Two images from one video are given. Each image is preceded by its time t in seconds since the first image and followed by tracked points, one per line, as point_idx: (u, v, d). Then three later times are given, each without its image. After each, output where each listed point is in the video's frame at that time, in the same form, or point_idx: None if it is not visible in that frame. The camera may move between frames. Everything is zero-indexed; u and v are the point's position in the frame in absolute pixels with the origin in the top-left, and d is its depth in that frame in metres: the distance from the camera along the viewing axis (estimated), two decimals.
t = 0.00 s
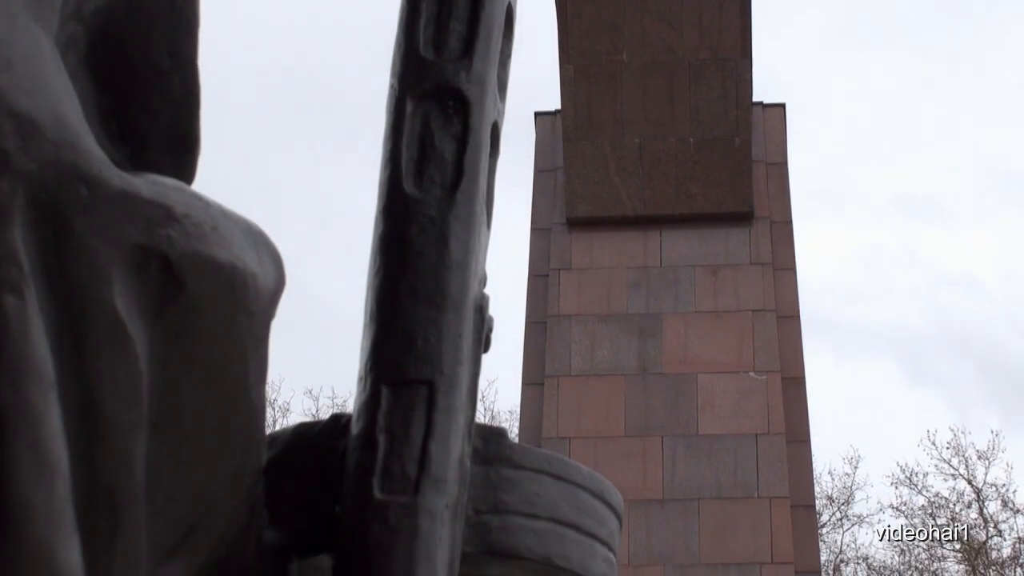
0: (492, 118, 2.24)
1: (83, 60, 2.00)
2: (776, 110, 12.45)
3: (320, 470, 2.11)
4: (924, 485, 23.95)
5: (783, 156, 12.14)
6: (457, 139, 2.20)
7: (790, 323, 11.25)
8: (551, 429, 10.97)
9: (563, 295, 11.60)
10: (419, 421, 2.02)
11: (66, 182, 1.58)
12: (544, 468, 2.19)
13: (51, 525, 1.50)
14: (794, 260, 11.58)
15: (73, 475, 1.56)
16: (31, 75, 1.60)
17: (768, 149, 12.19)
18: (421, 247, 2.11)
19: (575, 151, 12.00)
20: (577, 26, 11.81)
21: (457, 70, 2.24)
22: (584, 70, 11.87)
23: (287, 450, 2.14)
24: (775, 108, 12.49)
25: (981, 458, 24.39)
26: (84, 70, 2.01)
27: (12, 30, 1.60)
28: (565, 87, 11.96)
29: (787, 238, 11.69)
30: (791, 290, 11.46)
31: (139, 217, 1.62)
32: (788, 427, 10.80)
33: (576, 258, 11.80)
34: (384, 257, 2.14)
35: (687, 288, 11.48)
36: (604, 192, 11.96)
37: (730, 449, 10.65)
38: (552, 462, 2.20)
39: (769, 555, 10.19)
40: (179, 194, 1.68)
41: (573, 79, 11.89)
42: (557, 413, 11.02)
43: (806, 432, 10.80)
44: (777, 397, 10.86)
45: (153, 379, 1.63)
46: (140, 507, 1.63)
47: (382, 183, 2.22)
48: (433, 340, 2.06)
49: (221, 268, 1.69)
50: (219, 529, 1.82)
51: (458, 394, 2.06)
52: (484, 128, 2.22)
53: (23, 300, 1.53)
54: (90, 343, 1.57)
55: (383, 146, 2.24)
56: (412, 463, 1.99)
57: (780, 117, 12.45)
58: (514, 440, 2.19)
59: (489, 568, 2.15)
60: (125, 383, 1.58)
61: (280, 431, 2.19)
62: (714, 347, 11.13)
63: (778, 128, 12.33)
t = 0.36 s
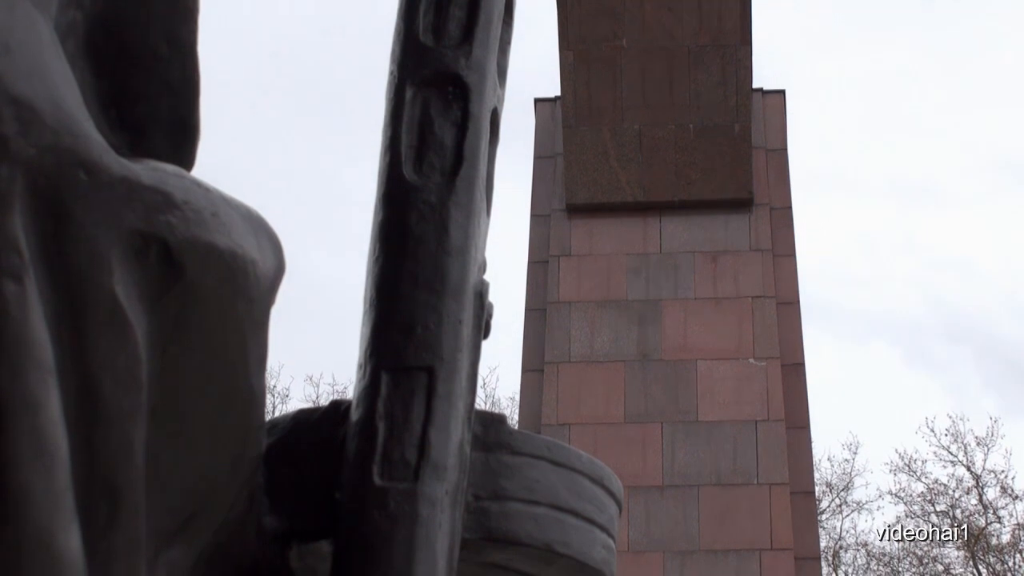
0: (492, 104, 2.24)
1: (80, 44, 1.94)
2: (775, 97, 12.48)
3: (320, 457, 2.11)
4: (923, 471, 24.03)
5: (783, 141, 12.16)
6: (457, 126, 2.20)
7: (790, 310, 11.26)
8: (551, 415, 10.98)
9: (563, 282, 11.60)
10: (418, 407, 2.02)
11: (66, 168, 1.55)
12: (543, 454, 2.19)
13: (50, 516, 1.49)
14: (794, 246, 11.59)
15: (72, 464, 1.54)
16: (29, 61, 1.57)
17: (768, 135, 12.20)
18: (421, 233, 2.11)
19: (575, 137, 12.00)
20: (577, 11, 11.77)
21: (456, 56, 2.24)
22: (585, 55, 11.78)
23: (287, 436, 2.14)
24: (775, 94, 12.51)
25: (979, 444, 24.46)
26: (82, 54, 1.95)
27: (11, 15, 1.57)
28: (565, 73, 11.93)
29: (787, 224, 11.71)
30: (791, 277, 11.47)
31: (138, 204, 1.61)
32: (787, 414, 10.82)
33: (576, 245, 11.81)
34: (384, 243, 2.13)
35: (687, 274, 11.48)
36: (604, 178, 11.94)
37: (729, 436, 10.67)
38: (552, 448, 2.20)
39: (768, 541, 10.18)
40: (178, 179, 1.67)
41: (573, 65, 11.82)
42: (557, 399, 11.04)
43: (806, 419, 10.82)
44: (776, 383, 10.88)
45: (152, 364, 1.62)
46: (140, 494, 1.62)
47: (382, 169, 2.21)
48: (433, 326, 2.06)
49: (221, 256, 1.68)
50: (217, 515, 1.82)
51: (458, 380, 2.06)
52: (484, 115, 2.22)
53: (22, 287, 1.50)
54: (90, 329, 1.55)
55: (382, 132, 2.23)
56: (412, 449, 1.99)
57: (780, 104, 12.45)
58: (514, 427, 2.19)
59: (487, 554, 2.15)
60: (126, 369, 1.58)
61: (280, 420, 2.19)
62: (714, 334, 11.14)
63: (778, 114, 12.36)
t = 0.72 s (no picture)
0: (491, 91, 2.23)
1: (80, 28, 1.92)
2: (775, 83, 12.46)
3: (320, 444, 2.11)
4: (922, 458, 24.08)
5: (782, 128, 12.15)
6: (457, 113, 2.19)
7: (790, 297, 11.26)
8: (550, 402, 11.00)
9: (563, 269, 11.58)
10: (418, 394, 2.01)
11: (66, 155, 1.55)
12: (543, 441, 2.19)
13: (50, 502, 1.49)
14: (793, 233, 11.59)
15: (72, 449, 1.54)
16: (29, 48, 1.56)
17: (768, 121, 12.18)
18: (421, 220, 2.11)
19: (575, 125, 11.99)
20: None
21: (456, 43, 2.23)
22: (584, 42, 11.76)
23: (286, 423, 2.14)
24: (775, 81, 12.50)
25: (978, 431, 24.52)
26: (81, 39, 1.94)
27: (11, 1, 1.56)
28: (564, 60, 11.90)
29: (787, 211, 11.70)
30: (790, 264, 11.47)
31: (138, 192, 1.60)
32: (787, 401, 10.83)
33: (575, 232, 11.79)
34: (384, 229, 2.13)
35: (686, 261, 11.48)
36: (604, 165, 11.92)
37: (729, 423, 10.68)
38: (552, 435, 2.20)
39: (768, 528, 10.20)
40: (177, 167, 1.67)
41: (572, 52, 11.80)
42: (557, 386, 11.05)
43: (806, 405, 10.83)
44: (776, 370, 10.89)
45: (153, 351, 1.62)
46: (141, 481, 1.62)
47: (381, 156, 2.21)
48: (433, 313, 2.05)
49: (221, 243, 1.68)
50: (217, 502, 1.82)
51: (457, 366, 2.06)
52: (483, 102, 2.22)
53: (21, 273, 1.50)
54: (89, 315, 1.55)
55: (382, 118, 2.23)
56: (411, 435, 1.99)
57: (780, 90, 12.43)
58: (513, 413, 2.19)
59: (488, 540, 2.15)
60: (126, 355, 1.57)
61: (279, 406, 2.19)
62: (713, 321, 11.14)
63: (778, 100, 12.35)
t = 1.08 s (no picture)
0: (491, 79, 2.23)
1: (80, 18, 1.94)
2: (775, 71, 12.45)
3: (321, 433, 2.11)
4: (922, 446, 24.12)
5: (782, 116, 12.15)
6: (457, 101, 2.19)
7: (790, 285, 11.26)
8: (550, 390, 11.00)
9: (563, 256, 11.57)
10: (418, 382, 2.01)
11: (66, 143, 1.55)
12: (543, 429, 2.19)
13: (50, 490, 1.49)
14: (793, 221, 11.59)
15: (72, 438, 1.54)
16: (29, 35, 1.54)
17: (768, 109, 12.18)
18: (420, 208, 2.11)
19: (575, 112, 11.98)
20: None
21: (456, 31, 2.23)
22: (584, 29, 11.75)
23: (286, 411, 2.14)
24: (774, 68, 12.49)
25: (977, 418, 24.56)
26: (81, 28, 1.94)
27: None
28: (564, 47, 11.90)
29: (787, 199, 11.70)
30: (790, 251, 11.46)
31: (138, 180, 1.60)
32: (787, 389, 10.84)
33: (575, 220, 11.78)
34: (383, 216, 2.13)
35: (686, 249, 11.48)
36: (604, 153, 11.92)
37: (729, 411, 10.69)
38: (552, 423, 2.21)
39: (768, 516, 10.23)
40: (177, 154, 1.67)
41: (573, 39, 11.79)
42: (557, 374, 11.05)
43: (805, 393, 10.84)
44: (775, 359, 10.90)
45: (152, 338, 1.62)
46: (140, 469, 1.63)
47: (381, 143, 2.21)
48: (433, 301, 2.06)
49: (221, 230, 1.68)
50: (217, 490, 1.83)
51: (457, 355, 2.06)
52: (483, 91, 2.21)
53: (20, 260, 1.49)
54: (88, 304, 1.55)
55: (382, 105, 2.23)
56: (411, 423, 1.99)
57: (779, 78, 12.42)
58: (512, 401, 2.19)
59: (488, 528, 2.16)
60: (126, 343, 1.58)
61: (280, 394, 2.19)
62: (713, 309, 11.14)
63: (778, 88, 12.34)
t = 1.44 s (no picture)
0: (491, 63, 2.22)
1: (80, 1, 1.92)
2: (775, 56, 12.43)
3: (321, 418, 2.11)
4: (920, 431, 24.17)
5: (782, 101, 12.13)
6: (457, 86, 2.19)
7: (790, 270, 11.25)
8: (551, 375, 11.01)
9: (563, 242, 11.56)
10: (417, 367, 2.01)
11: (65, 127, 1.54)
12: (543, 414, 2.20)
13: (49, 473, 1.49)
14: (793, 206, 11.58)
15: (72, 423, 1.54)
16: (27, 22, 1.53)
17: (768, 94, 12.17)
18: (420, 192, 2.11)
19: (574, 98, 11.99)
20: None
21: (457, 15, 2.23)
22: (584, 14, 11.77)
23: (286, 396, 2.14)
24: (774, 53, 12.47)
25: (976, 403, 24.61)
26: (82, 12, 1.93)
27: None
28: (564, 31, 11.91)
29: (787, 183, 11.69)
30: (790, 236, 11.45)
31: (137, 164, 1.60)
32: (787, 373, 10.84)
33: (576, 205, 11.76)
34: (383, 201, 2.13)
35: (686, 234, 11.47)
36: (604, 138, 11.90)
37: (729, 396, 10.70)
38: (552, 408, 2.21)
39: (768, 500, 10.23)
40: (177, 139, 1.67)
41: (573, 24, 11.81)
42: (557, 359, 11.05)
43: (806, 378, 10.85)
44: (775, 343, 10.90)
45: (152, 323, 1.62)
46: (140, 454, 1.63)
47: (381, 128, 2.21)
48: (433, 285, 2.06)
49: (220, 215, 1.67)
50: (217, 475, 1.83)
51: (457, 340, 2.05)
52: (483, 75, 2.21)
53: (20, 245, 1.49)
54: (88, 288, 1.55)
55: (382, 90, 2.23)
56: (411, 407, 1.99)
57: (779, 63, 12.42)
58: (512, 386, 2.19)
59: (488, 512, 2.16)
60: (125, 327, 1.57)
61: (280, 379, 2.19)
62: (713, 294, 11.14)
63: (778, 73, 12.33)
